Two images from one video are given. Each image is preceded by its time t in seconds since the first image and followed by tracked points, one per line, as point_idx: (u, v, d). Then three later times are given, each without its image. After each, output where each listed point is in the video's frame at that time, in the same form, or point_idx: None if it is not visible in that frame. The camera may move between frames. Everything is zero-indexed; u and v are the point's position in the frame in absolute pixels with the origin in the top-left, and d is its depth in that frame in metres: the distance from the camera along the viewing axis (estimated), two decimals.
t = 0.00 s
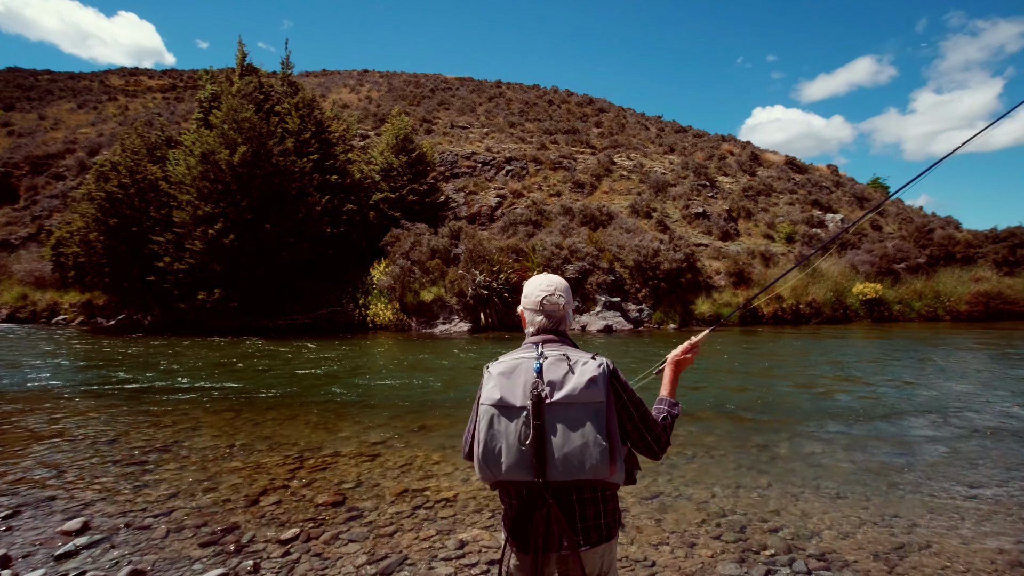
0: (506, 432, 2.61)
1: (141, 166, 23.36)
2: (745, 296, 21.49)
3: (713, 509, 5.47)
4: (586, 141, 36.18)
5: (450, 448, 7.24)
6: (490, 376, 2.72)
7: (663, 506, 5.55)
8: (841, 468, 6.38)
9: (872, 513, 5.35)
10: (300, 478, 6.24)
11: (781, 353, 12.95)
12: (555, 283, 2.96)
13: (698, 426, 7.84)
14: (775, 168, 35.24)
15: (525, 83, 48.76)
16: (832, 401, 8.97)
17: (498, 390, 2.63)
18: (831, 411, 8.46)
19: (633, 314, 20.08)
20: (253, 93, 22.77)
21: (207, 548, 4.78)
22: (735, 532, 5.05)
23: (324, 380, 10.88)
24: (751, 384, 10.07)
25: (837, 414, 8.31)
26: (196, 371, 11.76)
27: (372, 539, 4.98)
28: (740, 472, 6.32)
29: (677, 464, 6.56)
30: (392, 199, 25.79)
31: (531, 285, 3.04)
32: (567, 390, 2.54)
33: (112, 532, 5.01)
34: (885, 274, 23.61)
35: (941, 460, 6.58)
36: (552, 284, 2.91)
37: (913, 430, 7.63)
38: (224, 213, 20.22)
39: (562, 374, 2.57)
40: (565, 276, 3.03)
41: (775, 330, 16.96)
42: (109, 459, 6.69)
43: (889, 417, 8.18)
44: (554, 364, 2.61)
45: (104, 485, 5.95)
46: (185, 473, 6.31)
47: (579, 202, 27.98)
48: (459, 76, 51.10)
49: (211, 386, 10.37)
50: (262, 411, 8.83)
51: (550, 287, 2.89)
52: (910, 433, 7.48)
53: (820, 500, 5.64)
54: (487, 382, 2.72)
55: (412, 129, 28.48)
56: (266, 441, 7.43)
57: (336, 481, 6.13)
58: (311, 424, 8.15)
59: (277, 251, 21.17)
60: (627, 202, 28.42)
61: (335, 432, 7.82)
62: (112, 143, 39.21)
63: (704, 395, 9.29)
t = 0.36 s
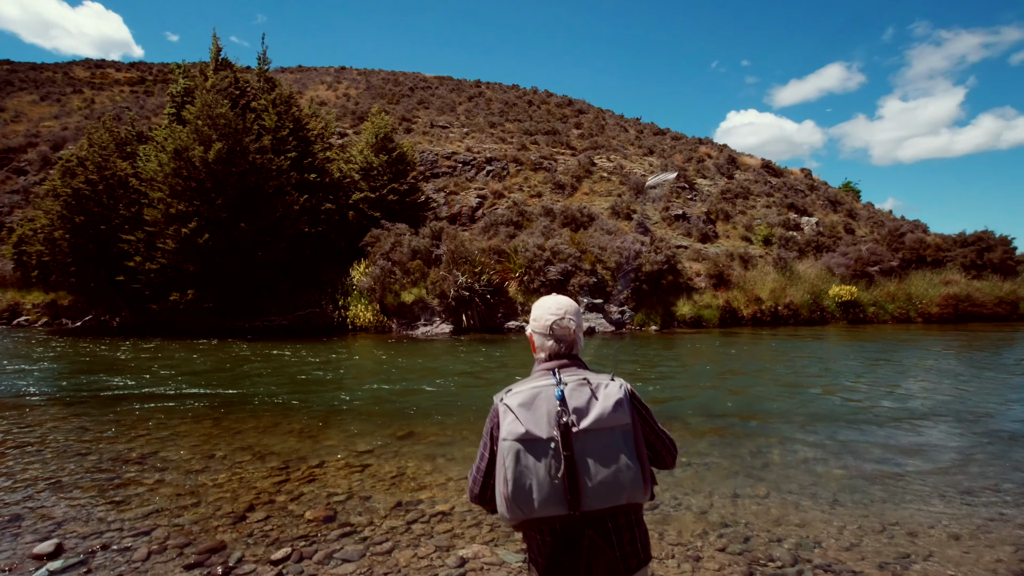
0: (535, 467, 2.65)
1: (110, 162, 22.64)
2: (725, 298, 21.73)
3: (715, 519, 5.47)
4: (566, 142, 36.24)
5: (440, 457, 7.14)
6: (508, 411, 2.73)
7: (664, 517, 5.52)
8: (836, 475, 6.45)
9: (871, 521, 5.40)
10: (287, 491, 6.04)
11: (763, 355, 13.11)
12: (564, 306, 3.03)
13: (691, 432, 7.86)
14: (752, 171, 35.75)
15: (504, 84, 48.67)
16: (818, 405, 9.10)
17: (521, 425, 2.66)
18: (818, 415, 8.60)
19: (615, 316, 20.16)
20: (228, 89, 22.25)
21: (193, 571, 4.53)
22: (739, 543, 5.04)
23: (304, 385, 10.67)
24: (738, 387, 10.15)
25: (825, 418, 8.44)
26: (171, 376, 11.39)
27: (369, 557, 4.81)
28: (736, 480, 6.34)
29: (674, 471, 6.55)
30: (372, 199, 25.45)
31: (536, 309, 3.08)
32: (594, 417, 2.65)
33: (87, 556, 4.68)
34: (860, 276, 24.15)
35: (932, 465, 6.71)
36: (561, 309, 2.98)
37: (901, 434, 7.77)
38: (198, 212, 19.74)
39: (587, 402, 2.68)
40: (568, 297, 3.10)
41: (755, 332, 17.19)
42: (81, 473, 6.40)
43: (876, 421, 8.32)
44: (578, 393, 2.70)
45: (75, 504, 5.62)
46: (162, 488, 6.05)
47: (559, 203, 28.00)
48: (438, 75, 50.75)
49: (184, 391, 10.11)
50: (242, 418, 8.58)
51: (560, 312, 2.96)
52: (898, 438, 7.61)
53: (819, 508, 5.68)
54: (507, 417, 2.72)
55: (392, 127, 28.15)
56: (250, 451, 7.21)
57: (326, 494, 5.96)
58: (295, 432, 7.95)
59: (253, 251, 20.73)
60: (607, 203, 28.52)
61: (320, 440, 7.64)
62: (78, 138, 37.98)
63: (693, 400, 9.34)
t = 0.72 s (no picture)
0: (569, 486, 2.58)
1: (112, 163, 22.63)
2: (730, 298, 21.70)
3: (735, 526, 5.42)
4: (568, 142, 36.21)
5: (451, 461, 7.09)
6: (541, 428, 2.66)
7: (685, 523, 5.47)
8: (854, 479, 6.41)
9: (896, 528, 5.34)
10: (297, 497, 5.98)
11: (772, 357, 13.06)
12: (598, 318, 2.95)
13: (703, 435, 7.83)
14: (754, 171, 35.72)
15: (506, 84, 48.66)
16: (831, 407, 9.05)
17: (556, 443, 2.58)
18: (832, 418, 8.55)
19: (619, 317, 20.14)
20: (230, 90, 22.22)
21: None
22: (763, 551, 4.98)
23: (310, 387, 10.68)
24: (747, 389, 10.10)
25: (838, 421, 8.40)
26: (176, 378, 11.36)
27: (384, 565, 4.74)
28: (754, 485, 6.30)
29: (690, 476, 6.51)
30: (374, 200, 25.40)
31: (571, 319, 3.01)
32: (631, 438, 2.56)
33: (98, 565, 4.62)
34: (864, 277, 24.11)
35: (951, 469, 6.66)
36: (596, 319, 2.91)
37: (917, 437, 7.72)
38: (201, 213, 19.71)
39: (622, 420, 2.59)
40: (603, 309, 3.02)
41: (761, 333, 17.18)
42: (88, 479, 6.35)
43: (891, 424, 8.27)
44: (615, 409, 2.62)
45: (83, 510, 5.58)
46: (171, 494, 6.00)
47: (562, 203, 27.96)
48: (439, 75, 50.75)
49: (189, 394, 10.09)
50: (248, 421, 8.54)
51: (594, 323, 2.89)
52: (915, 441, 7.57)
53: (840, 514, 5.63)
54: (541, 434, 2.65)
55: (394, 127, 28.13)
56: (258, 455, 7.17)
57: (337, 500, 5.91)
58: (303, 436, 7.91)
59: (255, 252, 20.73)
60: (610, 204, 28.49)
61: (329, 444, 7.60)
62: (79, 139, 37.99)
63: (703, 402, 9.31)
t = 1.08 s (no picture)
0: (634, 479, 2.50)
1: (158, 166, 23.39)
2: (769, 296, 21.19)
3: (791, 531, 5.25)
4: (601, 139, 35.89)
5: (491, 460, 7.07)
6: (608, 415, 2.58)
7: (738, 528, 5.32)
8: (914, 485, 6.16)
9: (964, 538, 5.10)
10: (339, 494, 6.03)
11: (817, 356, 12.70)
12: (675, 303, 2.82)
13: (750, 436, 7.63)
14: (793, 166, 34.83)
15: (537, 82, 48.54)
16: (883, 410, 8.73)
17: (622, 433, 2.50)
18: (886, 421, 8.24)
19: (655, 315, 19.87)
20: (268, 92, 22.66)
21: None
22: (823, 558, 4.81)
23: (349, 383, 10.87)
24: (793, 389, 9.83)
25: (893, 424, 8.10)
26: (219, 375, 11.66)
27: (429, 565, 4.73)
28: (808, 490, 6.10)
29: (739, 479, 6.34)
30: (408, 199, 25.65)
31: (645, 303, 2.90)
32: (705, 432, 2.44)
33: (147, 557, 4.72)
34: (913, 273, 23.23)
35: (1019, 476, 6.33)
36: (671, 304, 2.78)
37: (979, 441, 7.39)
38: (241, 213, 20.18)
39: (696, 413, 2.47)
40: (681, 294, 2.88)
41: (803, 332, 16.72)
42: (139, 471, 6.54)
43: (949, 427, 7.93)
44: (689, 400, 2.50)
45: (134, 503, 5.73)
46: (216, 487, 6.12)
47: (595, 201, 27.75)
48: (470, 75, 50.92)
49: (233, 389, 10.33)
50: (290, 417, 8.69)
51: (670, 307, 2.77)
52: (977, 446, 7.23)
53: (902, 522, 5.40)
54: (606, 422, 2.57)
55: (427, 126, 28.33)
56: (299, 450, 7.29)
57: (378, 498, 5.94)
58: (344, 432, 8.02)
59: (293, 251, 21.16)
60: (644, 200, 28.14)
61: (368, 441, 7.67)
62: (126, 144, 39.42)
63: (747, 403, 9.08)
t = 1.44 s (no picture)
0: (715, 487, 2.40)
1: (197, 168, 24.01)
2: (809, 294, 20.61)
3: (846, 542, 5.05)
4: (633, 135, 35.46)
5: (527, 460, 7.00)
6: (678, 417, 2.49)
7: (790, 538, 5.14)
8: (975, 495, 5.89)
9: None
10: (374, 493, 6.05)
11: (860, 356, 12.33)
12: (742, 293, 2.78)
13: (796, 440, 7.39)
14: (832, 160, 33.84)
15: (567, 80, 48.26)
16: (936, 413, 8.41)
17: (697, 435, 2.41)
18: (938, 425, 7.92)
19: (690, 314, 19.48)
20: (302, 93, 22.97)
21: None
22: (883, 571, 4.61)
23: (383, 380, 11.03)
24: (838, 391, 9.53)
25: (946, 428, 7.79)
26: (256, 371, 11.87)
27: (466, 569, 4.69)
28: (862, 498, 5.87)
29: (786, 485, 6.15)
30: (439, 197, 25.83)
31: (707, 294, 2.86)
32: (791, 429, 2.38)
33: (185, 554, 4.79)
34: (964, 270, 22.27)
35: None
36: (738, 294, 2.76)
37: None
38: (276, 212, 20.52)
39: (781, 410, 2.41)
40: (745, 283, 2.84)
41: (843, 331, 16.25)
42: (179, 467, 6.67)
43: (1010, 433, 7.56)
44: (769, 396, 2.45)
45: (173, 498, 5.84)
46: (253, 484, 6.21)
47: (628, 198, 27.44)
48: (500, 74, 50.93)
49: (267, 386, 10.51)
50: (325, 415, 8.76)
51: (736, 298, 2.74)
52: None
53: (966, 534, 5.16)
54: (677, 424, 2.48)
55: (458, 125, 28.43)
56: (333, 447, 7.36)
57: (413, 498, 5.93)
58: (379, 429, 8.07)
59: (326, 250, 21.49)
60: (677, 197, 27.70)
61: (401, 439, 7.67)
62: (168, 148, 40.64)
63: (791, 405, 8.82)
